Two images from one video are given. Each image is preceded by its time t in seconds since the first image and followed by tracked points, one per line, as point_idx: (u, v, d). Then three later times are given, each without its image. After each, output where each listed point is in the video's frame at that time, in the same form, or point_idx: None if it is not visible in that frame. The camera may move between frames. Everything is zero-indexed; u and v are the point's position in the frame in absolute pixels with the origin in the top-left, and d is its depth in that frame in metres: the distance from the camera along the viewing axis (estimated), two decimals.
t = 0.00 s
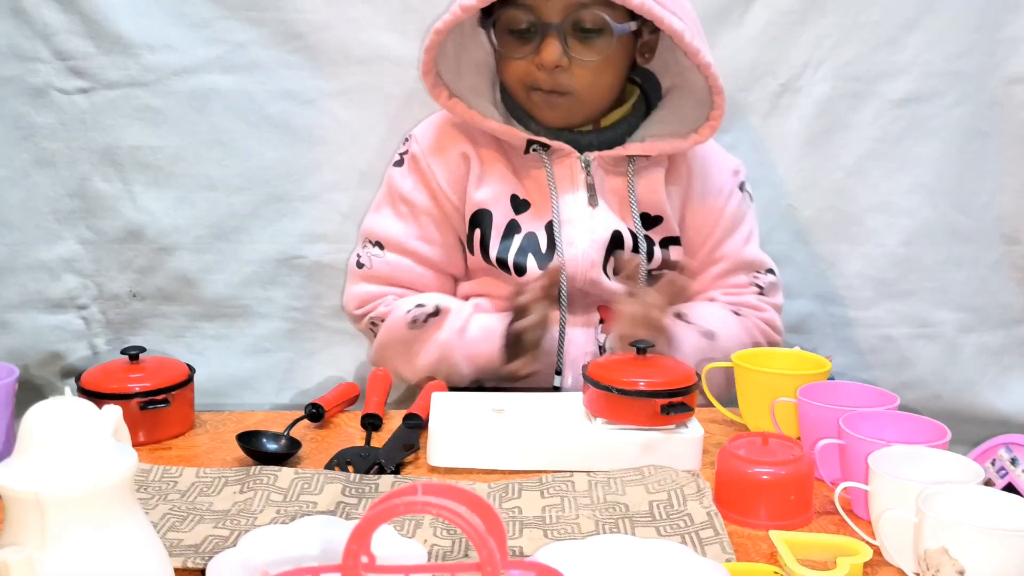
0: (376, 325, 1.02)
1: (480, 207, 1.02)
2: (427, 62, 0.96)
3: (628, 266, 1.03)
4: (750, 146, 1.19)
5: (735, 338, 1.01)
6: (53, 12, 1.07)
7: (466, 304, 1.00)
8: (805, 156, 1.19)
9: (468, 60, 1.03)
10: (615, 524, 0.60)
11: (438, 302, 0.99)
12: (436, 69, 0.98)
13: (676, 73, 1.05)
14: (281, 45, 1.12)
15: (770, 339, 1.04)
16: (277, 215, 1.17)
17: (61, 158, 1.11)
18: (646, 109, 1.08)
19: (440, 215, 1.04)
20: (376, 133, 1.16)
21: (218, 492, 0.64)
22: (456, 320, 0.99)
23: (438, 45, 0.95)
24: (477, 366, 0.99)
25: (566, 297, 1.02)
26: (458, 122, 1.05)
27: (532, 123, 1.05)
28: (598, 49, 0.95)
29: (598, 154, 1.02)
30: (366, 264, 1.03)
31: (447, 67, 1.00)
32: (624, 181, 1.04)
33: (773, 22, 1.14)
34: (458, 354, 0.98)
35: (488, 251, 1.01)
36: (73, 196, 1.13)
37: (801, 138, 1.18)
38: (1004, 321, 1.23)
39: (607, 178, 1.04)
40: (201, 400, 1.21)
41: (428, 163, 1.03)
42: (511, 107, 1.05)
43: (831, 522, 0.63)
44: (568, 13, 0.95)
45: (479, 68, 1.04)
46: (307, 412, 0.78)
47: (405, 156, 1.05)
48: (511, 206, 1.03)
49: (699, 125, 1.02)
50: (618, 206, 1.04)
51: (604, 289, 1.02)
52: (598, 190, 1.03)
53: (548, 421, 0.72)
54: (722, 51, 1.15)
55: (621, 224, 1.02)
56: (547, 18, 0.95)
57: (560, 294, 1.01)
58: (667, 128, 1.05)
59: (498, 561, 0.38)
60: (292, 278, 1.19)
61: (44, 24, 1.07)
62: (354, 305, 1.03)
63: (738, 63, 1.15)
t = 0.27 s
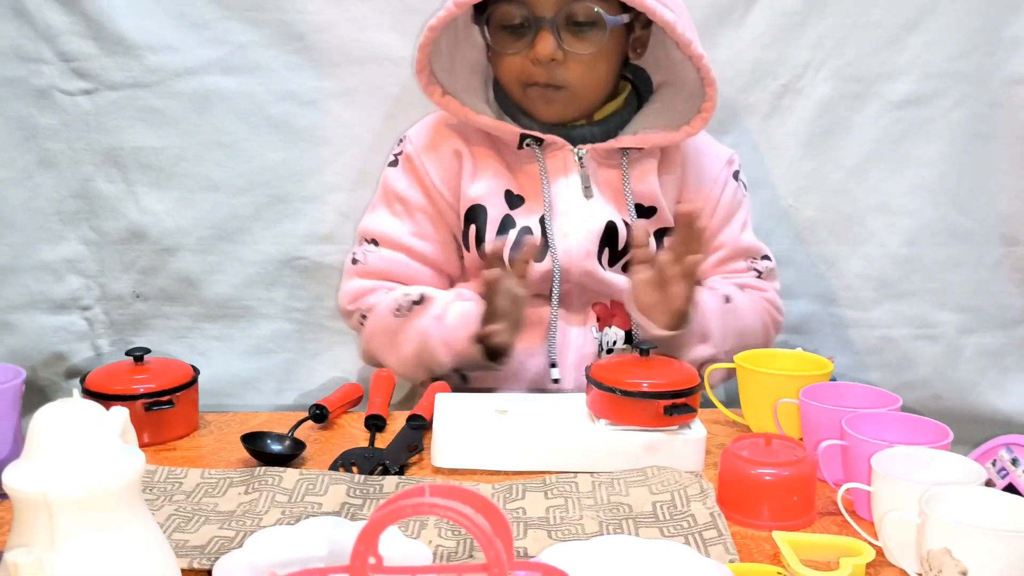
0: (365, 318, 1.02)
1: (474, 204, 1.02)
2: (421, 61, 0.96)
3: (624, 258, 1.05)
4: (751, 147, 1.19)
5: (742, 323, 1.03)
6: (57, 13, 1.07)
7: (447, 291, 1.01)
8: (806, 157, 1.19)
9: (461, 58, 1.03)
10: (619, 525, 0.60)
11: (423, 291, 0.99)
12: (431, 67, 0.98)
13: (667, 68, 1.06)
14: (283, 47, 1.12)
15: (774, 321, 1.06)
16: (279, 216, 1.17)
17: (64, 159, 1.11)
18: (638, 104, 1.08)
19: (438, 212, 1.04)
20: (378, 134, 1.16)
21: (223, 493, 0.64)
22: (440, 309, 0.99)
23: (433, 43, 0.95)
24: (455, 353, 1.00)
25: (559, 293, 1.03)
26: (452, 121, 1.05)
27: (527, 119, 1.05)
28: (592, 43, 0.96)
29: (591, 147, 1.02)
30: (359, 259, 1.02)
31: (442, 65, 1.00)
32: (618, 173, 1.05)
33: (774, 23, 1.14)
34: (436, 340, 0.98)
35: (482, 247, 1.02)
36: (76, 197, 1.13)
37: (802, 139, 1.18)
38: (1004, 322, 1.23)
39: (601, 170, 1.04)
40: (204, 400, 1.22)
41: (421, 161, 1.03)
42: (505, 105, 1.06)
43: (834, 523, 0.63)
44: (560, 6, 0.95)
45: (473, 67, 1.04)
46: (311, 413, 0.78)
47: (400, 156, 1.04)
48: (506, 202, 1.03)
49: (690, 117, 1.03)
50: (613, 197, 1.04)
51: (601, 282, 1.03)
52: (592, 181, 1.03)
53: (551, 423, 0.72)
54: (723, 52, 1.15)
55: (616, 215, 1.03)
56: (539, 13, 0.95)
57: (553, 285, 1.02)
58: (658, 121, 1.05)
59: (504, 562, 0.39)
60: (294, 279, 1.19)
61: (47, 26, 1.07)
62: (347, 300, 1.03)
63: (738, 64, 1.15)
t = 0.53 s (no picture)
0: (401, 314, 1.00)
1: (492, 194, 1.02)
2: (433, 58, 0.96)
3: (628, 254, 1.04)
4: (751, 147, 1.19)
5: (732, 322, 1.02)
6: (57, 13, 1.07)
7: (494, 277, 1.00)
8: (807, 157, 1.19)
9: (470, 55, 1.03)
10: (617, 525, 0.60)
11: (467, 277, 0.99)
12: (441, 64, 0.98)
13: (672, 67, 1.05)
14: (283, 47, 1.12)
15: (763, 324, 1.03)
16: (278, 216, 1.17)
17: (64, 159, 1.11)
18: (645, 103, 1.08)
19: (457, 204, 1.04)
20: (378, 134, 1.16)
21: (221, 493, 0.64)
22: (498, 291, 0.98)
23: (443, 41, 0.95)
24: (516, 335, 0.98)
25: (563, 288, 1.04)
26: (460, 113, 1.05)
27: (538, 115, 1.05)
28: (603, 38, 0.96)
29: (599, 142, 1.03)
30: (387, 257, 1.00)
31: (451, 62, 1.00)
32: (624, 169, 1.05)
33: (774, 23, 1.14)
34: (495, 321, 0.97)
35: (493, 238, 1.02)
36: (76, 197, 1.13)
37: (803, 139, 1.18)
38: (1003, 322, 1.23)
39: (608, 165, 1.05)
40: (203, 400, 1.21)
41: (441, 154, 1.02)
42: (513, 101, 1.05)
43: (833, 524, 0.63)
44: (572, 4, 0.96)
45: (480, 64, 1.04)
46: (309, 413, 0.78)
47: (415, 151, 1.04)
48: (518, 192, 1.03)
49: (696, 116, 1.03)
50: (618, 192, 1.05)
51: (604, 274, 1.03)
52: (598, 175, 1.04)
53: (551, 423, 0.72)
54: (723, 52, 1.15)
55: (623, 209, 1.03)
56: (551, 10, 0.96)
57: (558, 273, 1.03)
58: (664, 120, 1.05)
59: (502, 564, 0.39)
60: (294, 279, 1.19)
61: (47, 26, 1.07)
62: (378, 298, 1.00)
63: (739, 64, 1.15)
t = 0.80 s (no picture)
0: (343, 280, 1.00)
1: (480, 188, 1.02)
2: (439, 57, 0.96)
3: (634, 253, 1.04)
4: (751, 147, 1.19)
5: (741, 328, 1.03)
6: (57, 14, 1.07)
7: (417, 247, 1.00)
8: (807, 157, 1.19)
9: (475, 54, 1.02)
10: (616, 526, 0.60)
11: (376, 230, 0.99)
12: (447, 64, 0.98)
13: (678, 70, 1.05)
14: (283, 47, 1.12)
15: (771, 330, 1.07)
16: (278, 217, 1.17)
17: (64, 159, 1.11)
18: (648, 105, 1.09)
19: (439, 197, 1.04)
20: (378, 135, 1.16)
21: (220, 494, 0.64)
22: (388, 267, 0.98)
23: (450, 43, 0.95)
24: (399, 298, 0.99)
25: (568, 288, 1.02)
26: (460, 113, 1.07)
27: (542, 116, 1.05)
28: (613, 45, 0.96)
29: (603, 143, 1.02)
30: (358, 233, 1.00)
31: (456, 61, 1.00)
32: (628, 169, 1.04)
33: (774, 24, 1.14)
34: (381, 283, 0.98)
35: (492, 226, 1.01)
36: (76, 197, 1.13)
37: (803, 139, 1.18)
38: (1003, 323, 1.23)
39: (610, 164, 1.04)
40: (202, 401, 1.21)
41: (422, 143, 1.04)
42: (517, 99, 1.06)
43: (832, 525, 0.63)
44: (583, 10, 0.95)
45: (486, 63, 1.04)
46: (308, 414, 0.78)
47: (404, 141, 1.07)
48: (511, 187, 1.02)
49: (700, 119, 1.03)
50: (623, 194, 1.04)
51: (607, 275, 1.02)
52: (604, 178, 1.03)
53: (550, 424, 0.72)
54: (723, 52, 1.15)
55: (625, 210, 1.02)
56: (562, 15, 0.95)
57: (563, 275, 1.01)
58: (666, 121, 1.05)
59: (501, 565, 0.39)
60: (294, 279, 1.19)
61: (47, 26, 1.07)
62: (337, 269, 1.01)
63: (738, 64, 1.15)
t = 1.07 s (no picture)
0: (397, 315, 0.99)
1: (493, 194, 1.02)
2: (442, 61, 0.96)
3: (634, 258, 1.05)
4: (750, 149, 1.19)
5: (724, 326, 1.01)
6: (58, 16, 1.07)
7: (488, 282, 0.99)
8: (806, 158, 1.19)
9: (479, 57, 1.03)
10: (614, 528, 0.60)
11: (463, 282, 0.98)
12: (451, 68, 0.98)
13: (680, 74, 1.06)
14: (283, 49, 1.12)
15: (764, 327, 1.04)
16: (277, 218, 1.17)
17: (65, 160, 1.11)
18: (649, 108, 1.09)
19: (459, 202, 1.04)
20: (378, 136, 1.16)
21: (218, 496, 0.64)
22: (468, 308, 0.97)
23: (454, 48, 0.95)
24: (511, 344, 0.98)
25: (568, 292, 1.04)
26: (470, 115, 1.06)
27: (546, 120, 1.05)
28: (619, 50, 0.96)
29: (606, 149, 1.03)
30: (387, 254, 1.00)
31: (460, 64, 1.00)
32: (631, 175, 1.05)
33: (773, 25, 1.14)
34: (490, 330, 0.96)
35: (495, 238, 1.02)
36: (76, 198, 1.13)
37: (802, 140, 1.18)
38: (1001, 324, 1.23)
39: (612, 170, 1.05)
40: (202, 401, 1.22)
41: (443, 151, 1.03)
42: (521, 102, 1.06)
43: (829, 526, 0.63)
44: (589, 15, 0.95)
45: (489, 64, 1.04)
46: (307, 416, 0.78)
47: (417, 151, 1.04)
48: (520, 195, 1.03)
49: (702, 124, 1.04)
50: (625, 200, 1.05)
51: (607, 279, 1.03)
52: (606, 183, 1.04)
53: (548, 426, 0.72)
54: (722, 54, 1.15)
55: (628, 216, 1.03)
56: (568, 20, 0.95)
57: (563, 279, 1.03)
58: (667, 126, 1.06)
59: (497, 567, 0.39)
60: (293, 280, 1.20)
61: (48, 28, 1.07)
62: (375, 296, 1.00)
63: (737, 66, 1.16)
